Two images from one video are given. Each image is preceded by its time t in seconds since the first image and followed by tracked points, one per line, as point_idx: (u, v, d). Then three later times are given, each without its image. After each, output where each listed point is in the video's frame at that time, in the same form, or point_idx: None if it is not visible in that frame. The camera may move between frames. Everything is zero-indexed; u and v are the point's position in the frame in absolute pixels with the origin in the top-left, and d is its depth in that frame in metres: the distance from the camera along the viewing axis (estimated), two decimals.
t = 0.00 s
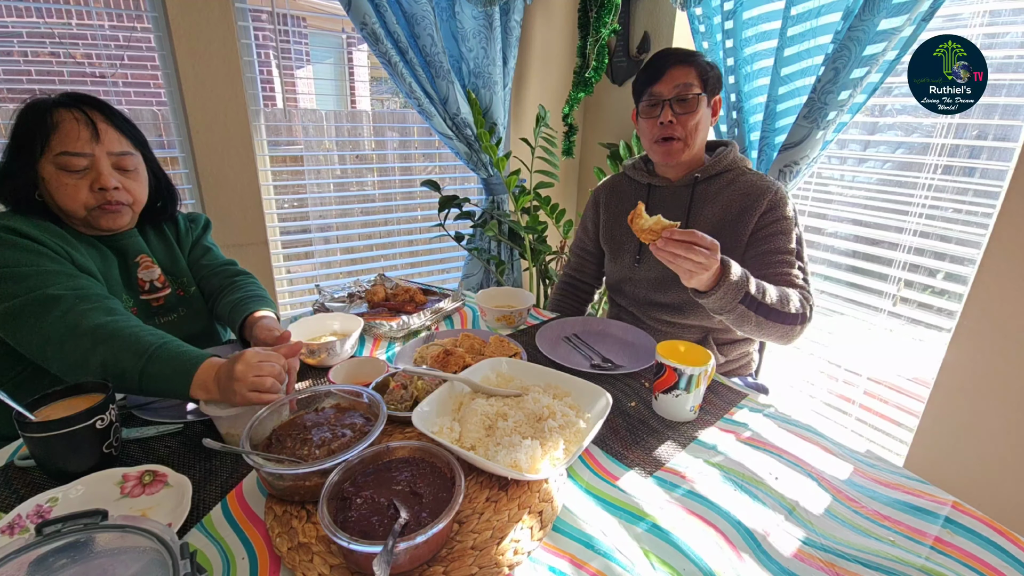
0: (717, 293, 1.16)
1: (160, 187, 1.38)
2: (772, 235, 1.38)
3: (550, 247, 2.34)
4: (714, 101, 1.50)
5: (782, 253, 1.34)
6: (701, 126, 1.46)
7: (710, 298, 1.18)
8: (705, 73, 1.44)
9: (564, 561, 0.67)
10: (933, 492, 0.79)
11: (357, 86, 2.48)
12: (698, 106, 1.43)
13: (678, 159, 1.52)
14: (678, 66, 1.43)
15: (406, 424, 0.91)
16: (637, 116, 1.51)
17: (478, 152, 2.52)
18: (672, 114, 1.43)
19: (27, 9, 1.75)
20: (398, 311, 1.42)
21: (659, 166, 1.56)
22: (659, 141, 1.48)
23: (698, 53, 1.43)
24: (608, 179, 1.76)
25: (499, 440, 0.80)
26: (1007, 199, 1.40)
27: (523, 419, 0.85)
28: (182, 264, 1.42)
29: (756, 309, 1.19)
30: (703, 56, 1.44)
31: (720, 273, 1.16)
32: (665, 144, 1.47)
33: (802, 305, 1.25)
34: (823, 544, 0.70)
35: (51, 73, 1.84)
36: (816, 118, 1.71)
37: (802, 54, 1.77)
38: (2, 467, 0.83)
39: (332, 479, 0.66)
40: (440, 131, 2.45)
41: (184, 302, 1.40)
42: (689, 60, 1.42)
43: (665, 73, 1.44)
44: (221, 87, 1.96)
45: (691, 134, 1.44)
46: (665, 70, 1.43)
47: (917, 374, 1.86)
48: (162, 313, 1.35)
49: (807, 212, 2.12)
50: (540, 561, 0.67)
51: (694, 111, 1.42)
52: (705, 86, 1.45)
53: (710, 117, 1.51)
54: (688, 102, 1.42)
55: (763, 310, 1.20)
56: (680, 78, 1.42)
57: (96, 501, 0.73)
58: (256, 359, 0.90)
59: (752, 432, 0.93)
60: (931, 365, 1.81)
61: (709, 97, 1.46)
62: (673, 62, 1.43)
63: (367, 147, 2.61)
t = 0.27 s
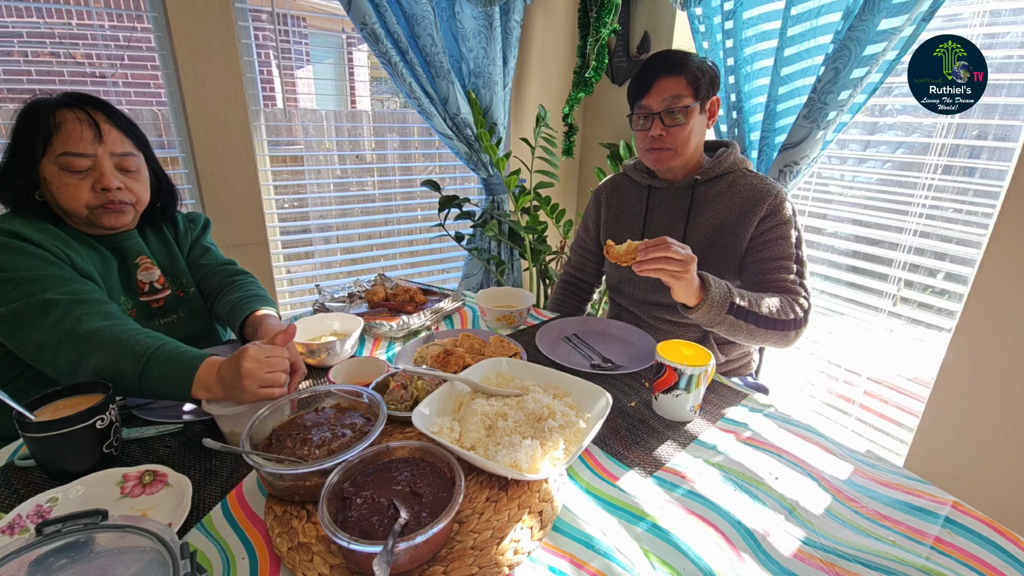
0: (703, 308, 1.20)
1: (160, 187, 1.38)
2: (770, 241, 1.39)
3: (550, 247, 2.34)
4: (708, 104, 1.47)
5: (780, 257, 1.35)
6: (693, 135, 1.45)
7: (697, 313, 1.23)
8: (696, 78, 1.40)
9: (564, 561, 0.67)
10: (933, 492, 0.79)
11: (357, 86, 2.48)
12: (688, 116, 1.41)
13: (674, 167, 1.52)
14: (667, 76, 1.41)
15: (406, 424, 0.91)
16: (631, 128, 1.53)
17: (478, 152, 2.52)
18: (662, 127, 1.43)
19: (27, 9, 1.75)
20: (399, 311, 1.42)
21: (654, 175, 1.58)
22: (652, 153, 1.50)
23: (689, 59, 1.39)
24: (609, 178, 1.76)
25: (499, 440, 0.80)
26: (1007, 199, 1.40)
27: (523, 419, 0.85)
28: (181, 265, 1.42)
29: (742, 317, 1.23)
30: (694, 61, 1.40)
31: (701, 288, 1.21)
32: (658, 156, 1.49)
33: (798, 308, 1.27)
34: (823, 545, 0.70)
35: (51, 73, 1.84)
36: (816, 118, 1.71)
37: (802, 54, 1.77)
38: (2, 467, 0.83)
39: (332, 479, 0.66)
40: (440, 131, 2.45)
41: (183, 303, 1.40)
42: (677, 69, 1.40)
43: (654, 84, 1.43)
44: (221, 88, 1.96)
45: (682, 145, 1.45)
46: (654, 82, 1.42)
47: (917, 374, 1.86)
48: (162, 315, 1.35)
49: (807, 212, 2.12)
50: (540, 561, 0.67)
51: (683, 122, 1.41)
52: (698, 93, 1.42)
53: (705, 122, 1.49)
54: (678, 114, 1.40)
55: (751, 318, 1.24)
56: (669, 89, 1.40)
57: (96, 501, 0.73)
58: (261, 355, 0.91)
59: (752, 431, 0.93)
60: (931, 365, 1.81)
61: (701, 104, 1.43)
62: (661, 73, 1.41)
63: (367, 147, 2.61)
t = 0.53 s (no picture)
0: (701, 329, 1.27)
1: (161, 187, 1.38)
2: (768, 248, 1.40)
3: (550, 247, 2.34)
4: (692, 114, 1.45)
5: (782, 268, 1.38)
6: (680, 149, 1.45)
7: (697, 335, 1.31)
8: (673, 93, 1.37)
9: (564, 561, 0.67)
10: (933, 492, 0.79)
11: (357, 86, 2.48)
12: (672, 134, 1.40)
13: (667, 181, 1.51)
14: (644, 97, 1.38)
15: (406, 424, 0.91)
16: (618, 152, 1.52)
17: (478, 153, 2.51)
18: (647, 147, 1.42)
19: (27, 9, 1.75)
20: (399, 311, 1.42)
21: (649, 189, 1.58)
22: (643, 172, 1.50)
23: (662, 76, 1.36)
24: (610, 175, 1.75)
25: (499, 440, 0.80)
26: (1008, 199, 1.40)
27: (523, 419, 0.85)
28: (179, 265, 1.42)
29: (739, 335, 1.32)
30: (669, 77, 1.36)
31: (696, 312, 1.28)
32: (650, 175, 1.49)
33: (797, 319, 1.32)
34: (823, 545, 0.70)
35: (51, 73, 1.84)
36: (816, 118, 1.71)
37: (802, 54, 1.77)
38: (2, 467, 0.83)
39: (332, 479, 0.66)
40: (440, 132, 2.45)
41: (183, 303, 1.41)
42: (653, 89, 1.36)
43: (632, 107, 1.40)
44: (221, 88, 1.96)
45: (670, 160, 1.45)
46: (632, 106, 1.39)
47: (917, 374, 1.86)
48: (162, 316, 1.35)
49: (807, 212, 2.12)
50: (540, 561, 0.67)
51: (668, 139, 1.40)
52: (678, 107, 1.40)
53: (691, 134, 1.47)
54: (661, 133, 1.39)
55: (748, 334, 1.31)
56: (648, 111, 1.38)
57: (96, 501, 0.73)
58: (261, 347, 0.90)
59: (752, 431, 0.93)
60: (931, 365, 1.81)
61: (683, 117, 1.41)
62: (639, 93, 1.38)
63: (367, 147, 2.61)
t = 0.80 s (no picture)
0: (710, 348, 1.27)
1: (158, 187, 1.38)
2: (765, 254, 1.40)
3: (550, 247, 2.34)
4: (682, 119, 1.45)
5: (781, 275, 1.38)
6: (672, 155, 1.45)
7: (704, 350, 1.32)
8: (661, 101, 1.37)
9: (564, 561, 0.67)
10: (933, 492, 0.79)
11: (357, 86, 2.48)
12: (662, 143, 1.40)
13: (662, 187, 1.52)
14: (631, 109, 1.38)
15: (406, 424, 0.91)
16: (610, 163, 1.53)
17: (478, 153, 2.51)
18: (639, 157, 1.43)
19: (27, 9, 1.75)
20: (399, 311, 1.42)
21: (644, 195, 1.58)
22: (637, 181, 1.51)
23: (650, 87, 1.35)
24: (608, 176, 1.75)
25: (499, 440, 0.80)
26: (1008, 199, 1.40)
27: (523, 419, 0.85)
28: (176, 265, 1.42)
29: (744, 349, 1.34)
30: (657, 86, 1.36)
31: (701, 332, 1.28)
32: (644, 184, 1.49)
33: (798, 326, 1.34)
34: (823, 544, 0.70)
35: (51, 73, 1.84)
36: (816, 118, 1.71)
37: (802, 54, 1.77)
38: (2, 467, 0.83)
39: (332, 479, 0.66)
40: (440, 132, 2.45)
41: (180, 303, 1.41)
42: (640, 100, 1.36)
43: (621, 118, 1.40)
44: (221, 88, 1.96)
45: (662, 168, 1.45)
46: (620, 118, 1.39)
47: (917, 374, 1.86)
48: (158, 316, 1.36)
49: (807, 212, 2.12)
50: (539, 561, 0.67)
51: (659, 148, 1.41)
52: (667, 115, 1.40)
53: (682, 139, 1.47)
54: (651, 143, 1.40)
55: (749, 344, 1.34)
56: (637, 122, 1.38)
57: (96, 501, 0.73)
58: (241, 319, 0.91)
59: (752, 432, 0.93)
60: (931, 365, 1.81)
61: (673, 125, 1.41)
62: (627, 105, 1.38)
63: (367, 147, 2.61)
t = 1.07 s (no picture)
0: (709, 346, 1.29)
1: (151, 186, 1.37)
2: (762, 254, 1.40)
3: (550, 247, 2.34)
4: (677, 121, 1.45)
5: (780, 274, 1.37)
6: (668, 157, 1.45)
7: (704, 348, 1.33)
8: (655, 103, 1.37)
9: (564, 561, 0.67)
10: (933, 492, 0.79)
11: (357, 86, 2.48)
12: (657, 145, 1.40)
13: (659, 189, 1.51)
14: (625, 111, 1.38)
15: (406, 424, 0.91)
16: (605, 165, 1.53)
17: (478, 152, 2.51)
18: (634, 160, 1.43)
19: (27, 9, 1.75)
20: (399, 311, 1.42)
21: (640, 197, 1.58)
22: (633, 183, 1.51)
23: (643, 90, 1.35)
24: (604, 179, 1.76)
25: (499, 440, 0.80)
26: (1008, 199, 1.40)
27: (523, 419, 0.85)
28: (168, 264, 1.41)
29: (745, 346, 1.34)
30: (651, 90, 1.36)
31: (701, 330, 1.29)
32: (640, 187, 1.50)
33: (798, 323, 1.33)
34: (823, 544, 0.70)
35: (51, 73, 1.84)
36: (816, 118, 1.71)
37: (802, 54, 1.77)
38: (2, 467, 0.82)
39: (332, 479, 0.65)
40: (440, 131, 2.45)
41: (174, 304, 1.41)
42: (634, 103, 1.36)
43: (615, 121, 1.40)
44: (221, 88, 1.96)
45: (658, 170, 1.45)
46: (614, 121, 1.39)
47: (917, 374, 1.86)
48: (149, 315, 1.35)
49: (807, 212, 2.12)
50: (540, 561, 0.67)
51: (655, 150, 1.40)
52: (661, 117, 1.39)
53: (678, 141, 1.47)
54: (646, 146, 1.40)
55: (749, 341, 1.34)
56: (631, 125, 1.38)
57: (96, 501, 0.73)
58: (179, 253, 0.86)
59: (752, 432, 0.93)
60: (931, 365, 1.81)
61: (668, 127, 1.41)
62: (620, 109, 1.38)
63: (367, 147, 2.61)
